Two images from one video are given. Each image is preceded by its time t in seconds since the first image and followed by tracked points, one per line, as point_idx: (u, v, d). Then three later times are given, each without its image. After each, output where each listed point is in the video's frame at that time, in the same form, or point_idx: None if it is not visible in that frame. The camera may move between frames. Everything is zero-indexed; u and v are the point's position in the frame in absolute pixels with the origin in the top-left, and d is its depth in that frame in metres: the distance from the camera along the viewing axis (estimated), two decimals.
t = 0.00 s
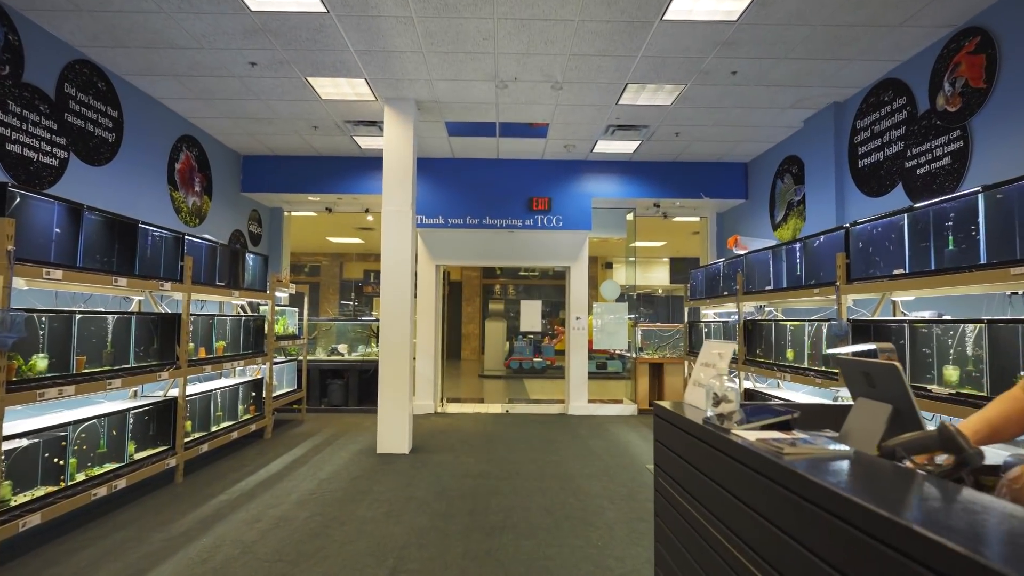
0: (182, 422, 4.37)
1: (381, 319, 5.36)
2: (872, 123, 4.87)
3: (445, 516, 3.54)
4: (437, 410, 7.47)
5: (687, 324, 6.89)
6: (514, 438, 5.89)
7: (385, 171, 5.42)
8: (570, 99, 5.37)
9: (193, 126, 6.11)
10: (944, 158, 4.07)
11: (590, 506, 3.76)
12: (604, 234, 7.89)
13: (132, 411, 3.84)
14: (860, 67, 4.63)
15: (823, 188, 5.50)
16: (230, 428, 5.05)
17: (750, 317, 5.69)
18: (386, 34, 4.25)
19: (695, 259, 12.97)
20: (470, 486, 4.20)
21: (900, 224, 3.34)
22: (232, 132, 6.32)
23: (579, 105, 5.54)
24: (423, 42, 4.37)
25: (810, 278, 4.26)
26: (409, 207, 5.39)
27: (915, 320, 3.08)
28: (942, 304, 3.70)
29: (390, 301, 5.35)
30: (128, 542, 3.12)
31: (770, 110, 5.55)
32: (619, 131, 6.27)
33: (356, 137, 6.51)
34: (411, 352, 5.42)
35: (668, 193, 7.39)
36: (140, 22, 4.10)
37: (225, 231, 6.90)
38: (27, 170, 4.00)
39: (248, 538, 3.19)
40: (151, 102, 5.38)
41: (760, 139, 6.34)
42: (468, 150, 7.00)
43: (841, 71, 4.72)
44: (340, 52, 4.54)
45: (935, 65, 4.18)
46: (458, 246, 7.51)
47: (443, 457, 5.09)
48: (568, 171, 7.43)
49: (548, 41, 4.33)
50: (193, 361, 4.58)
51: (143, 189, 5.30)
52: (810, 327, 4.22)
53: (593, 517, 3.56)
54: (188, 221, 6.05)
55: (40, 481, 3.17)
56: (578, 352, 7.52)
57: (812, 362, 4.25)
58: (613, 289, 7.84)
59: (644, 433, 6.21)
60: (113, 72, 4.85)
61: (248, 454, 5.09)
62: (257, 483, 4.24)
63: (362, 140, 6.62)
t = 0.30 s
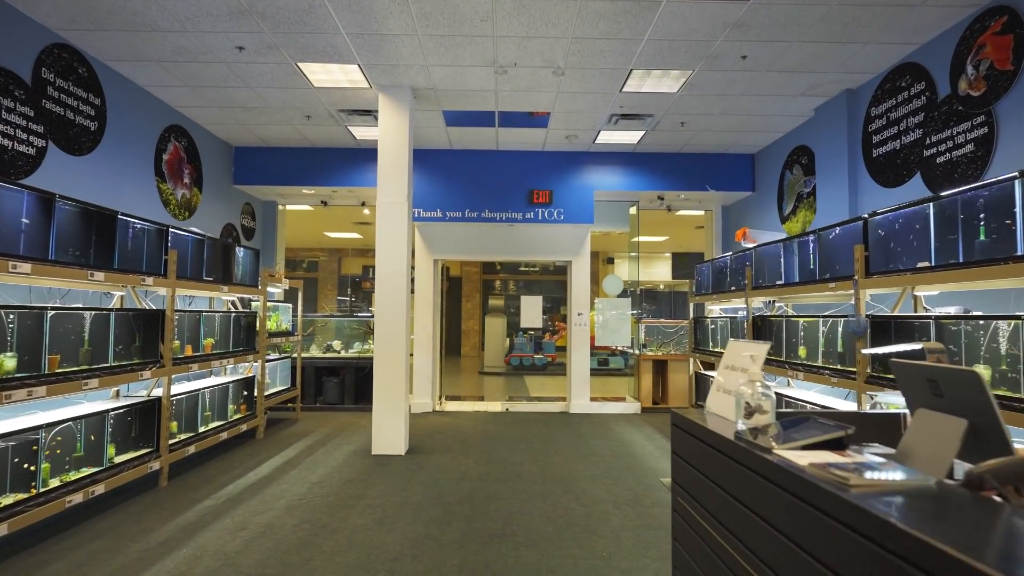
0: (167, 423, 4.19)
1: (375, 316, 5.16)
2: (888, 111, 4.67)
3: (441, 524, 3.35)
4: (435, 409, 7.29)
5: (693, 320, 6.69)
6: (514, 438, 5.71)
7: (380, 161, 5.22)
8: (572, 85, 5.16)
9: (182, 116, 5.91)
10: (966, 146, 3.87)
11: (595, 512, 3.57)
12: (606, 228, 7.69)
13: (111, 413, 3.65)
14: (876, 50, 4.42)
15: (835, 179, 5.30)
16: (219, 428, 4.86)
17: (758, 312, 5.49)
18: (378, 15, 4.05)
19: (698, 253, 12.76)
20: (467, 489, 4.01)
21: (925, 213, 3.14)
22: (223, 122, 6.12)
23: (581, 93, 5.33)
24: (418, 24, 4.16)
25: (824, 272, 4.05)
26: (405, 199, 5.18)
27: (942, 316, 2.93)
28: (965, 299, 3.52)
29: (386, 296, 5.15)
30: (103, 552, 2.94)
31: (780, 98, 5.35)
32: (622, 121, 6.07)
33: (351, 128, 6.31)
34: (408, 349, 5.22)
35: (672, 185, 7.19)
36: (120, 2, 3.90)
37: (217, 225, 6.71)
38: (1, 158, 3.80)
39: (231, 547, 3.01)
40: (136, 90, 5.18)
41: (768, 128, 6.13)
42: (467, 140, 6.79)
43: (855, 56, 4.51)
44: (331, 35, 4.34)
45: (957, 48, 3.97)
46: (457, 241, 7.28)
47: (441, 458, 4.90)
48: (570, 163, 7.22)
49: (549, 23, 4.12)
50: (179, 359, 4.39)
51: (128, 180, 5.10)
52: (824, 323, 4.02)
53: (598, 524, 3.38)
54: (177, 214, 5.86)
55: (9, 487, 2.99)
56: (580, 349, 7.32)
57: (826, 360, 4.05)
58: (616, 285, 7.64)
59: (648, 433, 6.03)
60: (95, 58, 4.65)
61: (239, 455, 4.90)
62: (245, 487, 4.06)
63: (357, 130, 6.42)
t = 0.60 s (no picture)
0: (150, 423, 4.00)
1: (369, 312, 4.95)
2: (906, 96, 4.46)
3: (436, 532, 3.15)
4: (433, 406, 7.10)
5: (698, 315, 6.50)
6: (514, 438, 5.52)
7: (375, 150, 5.01)
8: (575, 70, 4.95)
9: (169, 104, 5.70)
10: (992, 132, 3.66)
11: (600, 519, 3.37)
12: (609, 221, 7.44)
13: (88, 414, 3.45)
14: (895, 32, 4.20)
15: (849, 169, 5.09)
16: (207, 428, 4.67)
17: (768, 308, 5.29)
18: None
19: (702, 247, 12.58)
20: (465, 493, 3.82)
21: (954, 200, 2.94)
22: (212, 110, 5.91)
23: (584, 78, 5.12)
24: (412, 4, 3.94)
25: (841, 265, 3.84)
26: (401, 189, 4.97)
27: (973, 312, 2.78)
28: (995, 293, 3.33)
29: (380, 291, 4.94)
30: (73, 565, 2.74)
31: (791, 84, 5.13)
32: (626, 109, 5.85)
33: (346, 117, 6.10)
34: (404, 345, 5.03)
35: (677, 177, 6.98)
36: None
37: (208, 217, 6.50)
38: None
39: (211, 559, 2.82)
40: (120, 76, 4.97)
41: (777, 117, 5.92)
42: (465, 130, 6.57)
43: (873, 38, 4.29)
44: (321, 16, 4.12)
45: (982, 28, 3.75)
46: (457, 234, 7.12)
47: (438, 459, 4.71)
48: (572, 153, 7.00)
49: (551, 3, 3.91)
50: (162, 356, 4.19)
51: (112, 170, 4.89)
52: (840, 319, 3.81)
53: (603, 533, 3.18)
54: (165, 206, 5.66)
55: None
56: (582, 345, 7.11)
57: (843, 358, 3.84)
58: (619, 280, 7.46)
59: (653, 432, 5.83)
60: (74, 41, 4.44)
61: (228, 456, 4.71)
62: (232, 491, 3.86)
63: (352, 120, 6.21)
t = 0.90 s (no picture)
0: (132, 423, 3.80)
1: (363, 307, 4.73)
2: (928, 80, 4.23)
3: (432, 542, 2.95)
4: (432, 404, 6.90)
5: (705, 310, 6.29)
6: (515, 437, 5.32)
7: (368, 138, 4.79)
8: (578, 54, 4.73)
9: (156, 90, 5.48)
10: (1022, 116, 3.44)
11: (606, 527, 3.17)
12: (611, 215, 7.31)
13: (62, 415, 3.25)
14: (917, 11, 3.98)
15: (865, 158, 4.87)
16: (194, 428, 4.47)
17: (780, 302, 5.07)
18: None
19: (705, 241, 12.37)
20: (463, 498, 3.63)
21: (990, 186, 2.73)
22: (201, 97, 5.69)
23: (588, 63, 4.91)
24: None
25: (861, 257, 3.64)
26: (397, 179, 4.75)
27: (1012, 306, 2.57)
28: None
29: (375, 285, 4.72)
30: None
31: (804, 68, 4.91)
32: (631, 96, 5.64)
33: (340, 104, 5.89)
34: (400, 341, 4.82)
35: (683, 167, 6.76)
36: None
37: (198, 209, 6.29)
38: None
39: (189, 572, 2.62)
40: (102, 60, 4.75)
41: (788, 104, 5.70)
42: (464, 119, 6.34)
43: (893, 18, 4.07)
44: None
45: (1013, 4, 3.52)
46: (456, 227, 6.90)
47: (435, 461, 4.51)
48: (574, 142, 6.78)
49: None
50: (145, 353, 3.98)
51: (94, 159, 4.68)
52: (859, 313, 3.62)
53: (609, 542, 2.98)
54: (152, 197, 5.45)
55: None
56: (585, 341, 6.89)
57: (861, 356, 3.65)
58: (622, 273, 7.24)
59: (658, 431, 5.63)
60: (52, 22, 4.22)
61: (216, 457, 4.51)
62: (217, 495, 3.67)
63: (347, 108, 5.99)
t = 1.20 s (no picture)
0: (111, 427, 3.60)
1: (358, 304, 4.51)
2: (951, 63, 4.01)
3: (426, 555, 2.75)
4: (430, 404, 6.70)
5: (712, 307, 6.08)
6: (516, 438, 5.12)
7: (362, 127, 4.58)
8: (581, 38, 4.52)
9: (141, 78, 5.26)
10: None
11: (612, 538, 2.97)
12: (614, 208, 7.06)
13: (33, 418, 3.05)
14: None
15: (882, 147, 4.65)
16: (180, 430, 4.27)
17: (792, 298, 4.87)
18: None
19: (708, 236, 12.17)
20: (461, 506, 3.42)
21: None
22: (188, 84, 5.48)
23: (591, 48, 4.69)
24: None
25: (881, 250, 3.45)
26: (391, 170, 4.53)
27: None
28: None
29: (369, 281, 4.51)
30: None
31: (818, 53, 4.69)
32: (636, 84, 5.42)
33: (333, 93, 5.67)
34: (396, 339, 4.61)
35: (689, 159, 6.54)
36: None
37: (188, 202, 6.08)
38: None
39: None
40: (83, 46, 4.54)
41: (800, 92, 5.48)
42: (463, 108, 6.13)
43: None
44: None
45: None
46: (454, 221, 6.69)
47: (432, 464, 4.31)
48: (577, 133, 6.56)
49: None
50: (125, 352, 3.78)
51: (75, 149, 4.47)
52: (881, 310, 3.42)
53: (617, 555, 2.78)
54: (138, 189, 5.24)
55: None
56: (587, 338, 6.71)
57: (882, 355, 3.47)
58: (627, 269, 7.02)
59: (664, 432, 5.43)
60: (29, 3, 4.01)
61: (203, 461, 4.32)
62: (201, 502, 3.47)
63: (341, 97, 5.78)
